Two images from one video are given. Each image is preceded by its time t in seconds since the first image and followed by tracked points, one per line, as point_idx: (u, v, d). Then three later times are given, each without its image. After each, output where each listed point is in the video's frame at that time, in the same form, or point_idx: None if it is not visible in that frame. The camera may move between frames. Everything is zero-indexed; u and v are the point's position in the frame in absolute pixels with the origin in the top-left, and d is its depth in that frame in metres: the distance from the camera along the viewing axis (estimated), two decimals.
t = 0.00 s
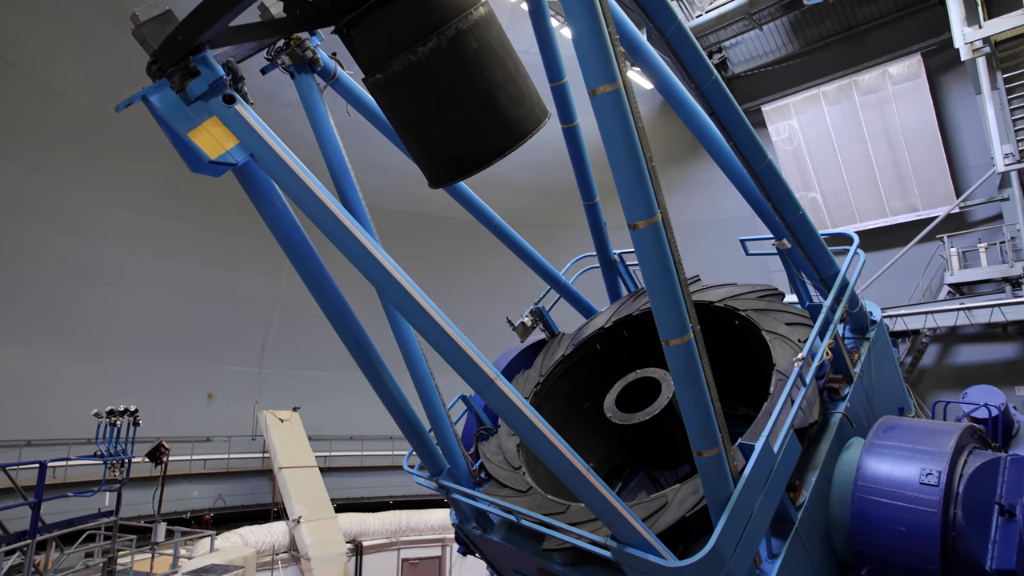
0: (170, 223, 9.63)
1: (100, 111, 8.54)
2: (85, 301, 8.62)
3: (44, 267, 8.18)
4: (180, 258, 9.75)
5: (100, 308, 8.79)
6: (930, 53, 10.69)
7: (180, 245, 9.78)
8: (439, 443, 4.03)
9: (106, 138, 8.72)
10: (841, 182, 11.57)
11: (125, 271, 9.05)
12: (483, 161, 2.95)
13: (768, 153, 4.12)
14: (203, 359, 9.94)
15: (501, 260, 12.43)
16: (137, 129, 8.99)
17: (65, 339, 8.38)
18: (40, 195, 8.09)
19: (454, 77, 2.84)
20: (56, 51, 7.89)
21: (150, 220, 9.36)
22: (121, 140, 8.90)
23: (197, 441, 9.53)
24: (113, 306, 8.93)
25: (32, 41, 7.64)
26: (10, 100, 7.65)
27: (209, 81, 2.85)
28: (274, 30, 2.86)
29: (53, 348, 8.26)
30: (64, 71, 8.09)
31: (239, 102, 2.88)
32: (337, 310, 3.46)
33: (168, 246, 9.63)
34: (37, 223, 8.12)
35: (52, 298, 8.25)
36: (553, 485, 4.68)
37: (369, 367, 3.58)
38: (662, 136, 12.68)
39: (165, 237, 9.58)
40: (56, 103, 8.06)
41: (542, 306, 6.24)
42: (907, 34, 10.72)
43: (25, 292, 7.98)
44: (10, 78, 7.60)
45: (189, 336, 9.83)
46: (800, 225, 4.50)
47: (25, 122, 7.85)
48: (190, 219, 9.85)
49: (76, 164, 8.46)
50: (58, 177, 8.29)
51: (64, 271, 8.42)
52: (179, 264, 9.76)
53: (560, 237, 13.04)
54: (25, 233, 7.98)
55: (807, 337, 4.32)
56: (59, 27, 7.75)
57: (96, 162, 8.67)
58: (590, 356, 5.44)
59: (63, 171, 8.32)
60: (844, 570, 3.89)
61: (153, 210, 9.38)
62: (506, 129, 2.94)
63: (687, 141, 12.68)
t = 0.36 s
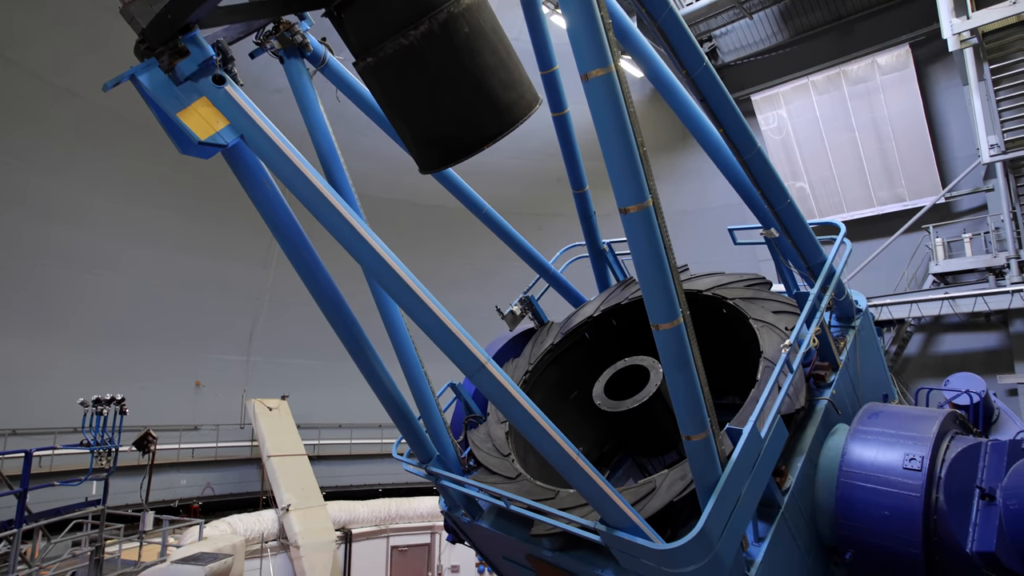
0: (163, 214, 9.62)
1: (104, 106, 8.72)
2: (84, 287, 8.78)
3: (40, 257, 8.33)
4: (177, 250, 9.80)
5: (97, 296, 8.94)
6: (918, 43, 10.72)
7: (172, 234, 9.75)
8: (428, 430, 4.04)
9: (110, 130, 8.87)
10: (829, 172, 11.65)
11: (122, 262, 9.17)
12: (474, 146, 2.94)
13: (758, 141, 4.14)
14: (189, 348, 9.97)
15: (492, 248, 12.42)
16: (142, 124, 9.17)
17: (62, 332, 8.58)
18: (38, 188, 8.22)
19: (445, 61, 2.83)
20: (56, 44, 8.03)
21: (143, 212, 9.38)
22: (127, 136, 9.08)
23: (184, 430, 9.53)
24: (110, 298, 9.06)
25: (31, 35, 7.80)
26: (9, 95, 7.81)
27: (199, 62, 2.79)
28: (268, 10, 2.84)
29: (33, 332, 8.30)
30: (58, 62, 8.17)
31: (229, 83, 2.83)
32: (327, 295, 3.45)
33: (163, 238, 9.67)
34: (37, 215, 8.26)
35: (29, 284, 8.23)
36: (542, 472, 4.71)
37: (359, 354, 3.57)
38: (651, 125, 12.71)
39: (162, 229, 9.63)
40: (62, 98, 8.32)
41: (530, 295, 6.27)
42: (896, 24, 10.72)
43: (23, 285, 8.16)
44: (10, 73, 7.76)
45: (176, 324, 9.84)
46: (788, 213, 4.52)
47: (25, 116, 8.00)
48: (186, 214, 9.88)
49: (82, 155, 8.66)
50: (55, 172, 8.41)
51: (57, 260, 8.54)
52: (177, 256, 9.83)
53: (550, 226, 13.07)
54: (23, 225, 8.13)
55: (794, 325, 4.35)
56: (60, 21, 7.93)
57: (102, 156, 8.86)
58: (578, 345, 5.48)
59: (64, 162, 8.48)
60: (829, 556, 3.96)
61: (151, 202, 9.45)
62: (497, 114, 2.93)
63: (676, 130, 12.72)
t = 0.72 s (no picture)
0: (153, 207, 9.85)
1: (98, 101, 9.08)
2: (85, 276, 9.00)
3: (37, 250, 8.49)
4: (158, 237, 9.88)
5: (99, 285, 9.17)
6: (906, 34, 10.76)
7: (165, 223, 10.02)
8: (417, 419, 4.04)
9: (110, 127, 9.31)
10: (817, 163, 11.71)
11: (127, 252, 9.46)
12: (465, 133, 2.94)
13: (747, 130, 4.16)
14: (176, 336, 9.97)
15: (481, 238, 12.42)
16: (142, 119, 9.58)
17: (62, 323, 8.73)
18: (44, 181, 8.59)
19: (437, 47, 2.81)
20: (59, 42, 8.36)
21: (138, 205, 9.66)
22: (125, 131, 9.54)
23: (172, 420, 9.52)
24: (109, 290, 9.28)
25: (31, 32, 8.08)
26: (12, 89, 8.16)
27: (188, 42, 2.76)
28: None
29: (18, 320, 8.24)
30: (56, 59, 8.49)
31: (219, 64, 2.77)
32: (316, 282, 3.44)
33: (143, 226, 9.72)
34: (30, 205, 8.41)
35: (13, 271, 8.19)
36: (531, 460, 4.73)
37: (348, 341, 3.56)
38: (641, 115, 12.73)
39: (151, 221, 9.82)
40: (54, 88, 8.58)
41: (520, 285, 6.28)
42: (884, 16, 10.76)
43: (29, 279, 8.40)
44: (12, 68, 8.13)
45: (162, 311, 9.85)
46: (776, 202, 4.54)
47: (20, 105, 8.25)
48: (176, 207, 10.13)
49: (72, 145, 8.86)
50: (64, 163, 8.84)
51: (39, 248, 8.53)
52: (174, 248, 10.10)
53: (540, 216, 13.08)
54: (8, 213, 8.14)
55: (781, 314, 4.39)
56: (61, 20, 8.17)
57: (100, 151, 9.21)
58: (568, 335, 5.50)
59: (52, 150, 8.68)
60: (814, 542, 4.01)
61: (148, 196, 9.77)
62: (489, 100, 2.92)
63: (665, 119, 12.75)
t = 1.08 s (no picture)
0: (147, 197, 9.75)
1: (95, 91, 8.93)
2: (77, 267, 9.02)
3: (22, 240, 8.43)
4: (143, 225, 9.74)
5: (83, 274, 9.11)
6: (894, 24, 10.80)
7: (162, 212, 9.98)
8: (405, 406, 4.04)
9: (106, 114, 9.17)
10: (804, 153, 11.77)
11: (117, 242, 9.43)
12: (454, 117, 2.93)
13: (736, 118, 4.17)
14: (161, 325, 9.90)
15: (469, 227, 12.41)
16: (127, 104, 9.31)
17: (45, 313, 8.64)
18: (43, 172, 8.63)
19: (427, 31, 2.79)
20: (51, 34, 8.23)
21: (134, 197, 9.61)
22: (114, 120, 9.30)
23: (157, 409, 9.48)
24: (102, 283, 9.28)
25: (31, 29, 8.06)
26: (12, 85, 8.18)
27: (175, 21, 2.74)
28: None
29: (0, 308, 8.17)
30: (57, 53, 8.43)
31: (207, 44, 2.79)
32: (304, 266, 3.42)
33: (128, 213, 9.57)
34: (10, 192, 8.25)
35: None
36: (518, 448, 4.75)
37: (336, 326, 3.55)
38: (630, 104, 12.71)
39: (137, 208, 9.65)
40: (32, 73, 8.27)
41: (509, 274, 6.27)
42: (872, 6, 10.78)
43: (21, 270, 8.44)
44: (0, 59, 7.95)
45: (146, 300, 9.77)
46: (764, 191, 4.56)
47: None
48: (175, 197, 10.06)
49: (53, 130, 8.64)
50: (63, 157, 8.87)
51: (20, 237, 8.41)
52: (161, 236, 9.99)
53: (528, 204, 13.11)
54: None
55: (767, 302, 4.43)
56: (53, 12, 8.04)
57: (83, 136, 8.97)
58: (555, 324, 5.51)
59: (32, 135, 8.46)
60: (798, 527, 4.06)
61: (133, 184, 9.58)
62: (478, 85, 2.91)
63: (655, 107, 12.73)
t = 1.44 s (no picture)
0: (133, 187, 9.65)
1: (86, 81, 8.82)
2: (59, 257, 8.92)
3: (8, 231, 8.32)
4: (127, 215, 9.61)
5: (65, 264, 8.99)
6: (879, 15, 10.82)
7: (146, 201, 9.85)
8: (392, 395, 4.04)
9: (96, 104, 9.05)
10: (789, 144, 11.85)
11: (99, 231, 9.31)
12: (441, 103, 2.91)
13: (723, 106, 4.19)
14: (145, 314, 9.83)
15: (456, 216, 12.37)
16: (110, 92, 9.10)
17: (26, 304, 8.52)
18: (25, 160, 8.43)
19: (414, 14, 2.77)
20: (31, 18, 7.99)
21: (117, 186, 9.46)
22: (97, 107, 9.10)
23: (142, 399, 9.42)
24: (88, 273, 9.21)
25: (19, 19, 7.92)
26: None
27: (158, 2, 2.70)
28: None
29: None
30: (46, 42, 8.23)
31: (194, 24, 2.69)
32: (291, 252, 3.40)
33: (111, 202, 9.43)
34: None
35: None
36: (504, 436, 4.78)
37: (324, 315, 3.52)
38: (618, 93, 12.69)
39: (121, 197, 9.52)
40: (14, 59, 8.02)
41: (495, 263, 6.27)
42: None
43: (18, 262, 8.47)
44: None
45: (130, 290, 9.66)
46: (750, 180, 4.59)
47: None
48: (166, 188, 10.06)
49: (34, 117, 8.42)
50: (45, 147, 8.67)
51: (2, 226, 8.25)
52: (146, 224, 9.91)
53: (514, 193, 13.10)
54: None
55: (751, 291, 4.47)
56: None
57: (66, 124, 8.79)
58: (542, 313, 5.53)
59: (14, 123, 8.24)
60: (781, 512, 4.11)
61: (116, 172, 9.42)
62: (467, 70, 2.89)
63: (641, 97, 12.73)
